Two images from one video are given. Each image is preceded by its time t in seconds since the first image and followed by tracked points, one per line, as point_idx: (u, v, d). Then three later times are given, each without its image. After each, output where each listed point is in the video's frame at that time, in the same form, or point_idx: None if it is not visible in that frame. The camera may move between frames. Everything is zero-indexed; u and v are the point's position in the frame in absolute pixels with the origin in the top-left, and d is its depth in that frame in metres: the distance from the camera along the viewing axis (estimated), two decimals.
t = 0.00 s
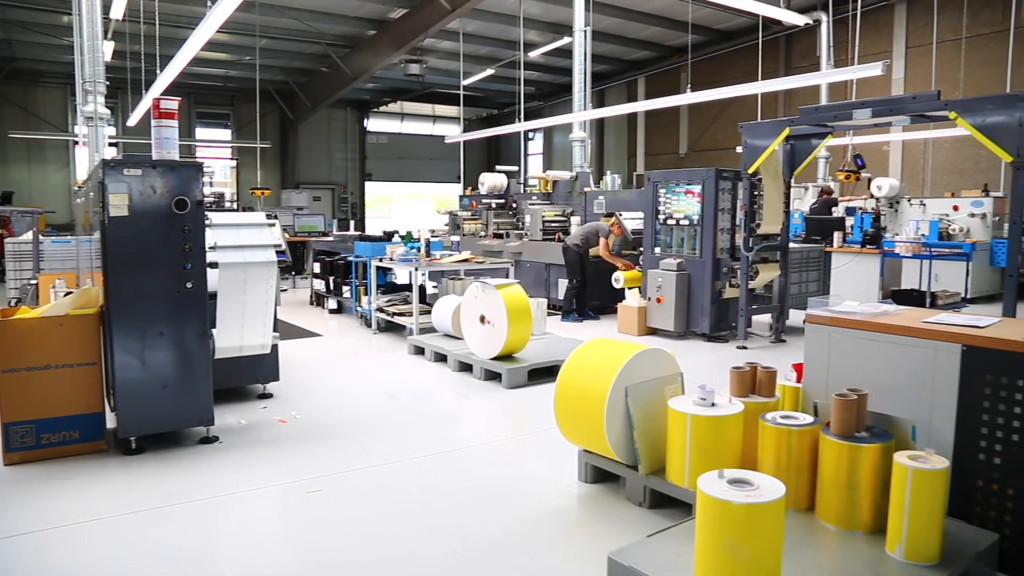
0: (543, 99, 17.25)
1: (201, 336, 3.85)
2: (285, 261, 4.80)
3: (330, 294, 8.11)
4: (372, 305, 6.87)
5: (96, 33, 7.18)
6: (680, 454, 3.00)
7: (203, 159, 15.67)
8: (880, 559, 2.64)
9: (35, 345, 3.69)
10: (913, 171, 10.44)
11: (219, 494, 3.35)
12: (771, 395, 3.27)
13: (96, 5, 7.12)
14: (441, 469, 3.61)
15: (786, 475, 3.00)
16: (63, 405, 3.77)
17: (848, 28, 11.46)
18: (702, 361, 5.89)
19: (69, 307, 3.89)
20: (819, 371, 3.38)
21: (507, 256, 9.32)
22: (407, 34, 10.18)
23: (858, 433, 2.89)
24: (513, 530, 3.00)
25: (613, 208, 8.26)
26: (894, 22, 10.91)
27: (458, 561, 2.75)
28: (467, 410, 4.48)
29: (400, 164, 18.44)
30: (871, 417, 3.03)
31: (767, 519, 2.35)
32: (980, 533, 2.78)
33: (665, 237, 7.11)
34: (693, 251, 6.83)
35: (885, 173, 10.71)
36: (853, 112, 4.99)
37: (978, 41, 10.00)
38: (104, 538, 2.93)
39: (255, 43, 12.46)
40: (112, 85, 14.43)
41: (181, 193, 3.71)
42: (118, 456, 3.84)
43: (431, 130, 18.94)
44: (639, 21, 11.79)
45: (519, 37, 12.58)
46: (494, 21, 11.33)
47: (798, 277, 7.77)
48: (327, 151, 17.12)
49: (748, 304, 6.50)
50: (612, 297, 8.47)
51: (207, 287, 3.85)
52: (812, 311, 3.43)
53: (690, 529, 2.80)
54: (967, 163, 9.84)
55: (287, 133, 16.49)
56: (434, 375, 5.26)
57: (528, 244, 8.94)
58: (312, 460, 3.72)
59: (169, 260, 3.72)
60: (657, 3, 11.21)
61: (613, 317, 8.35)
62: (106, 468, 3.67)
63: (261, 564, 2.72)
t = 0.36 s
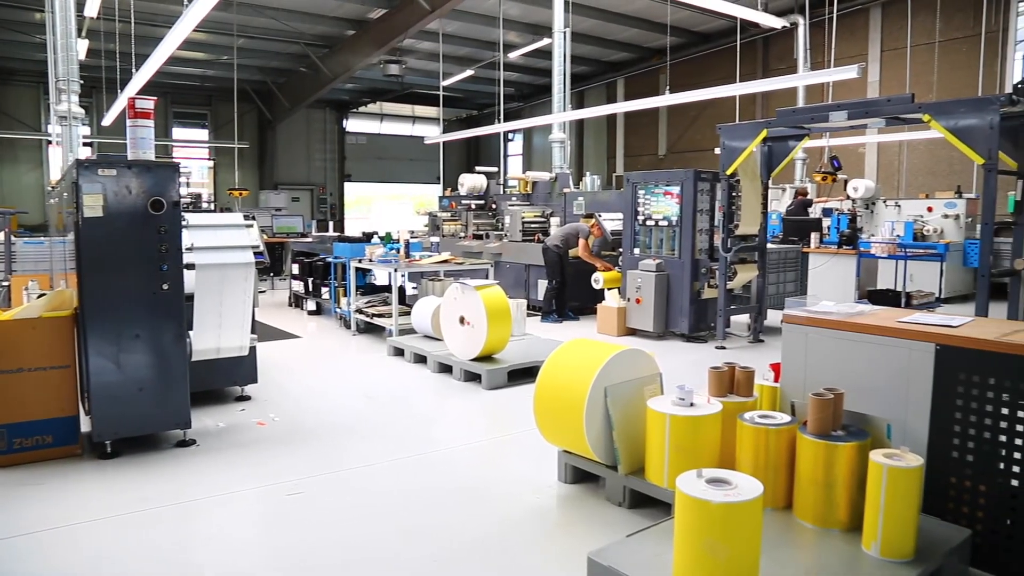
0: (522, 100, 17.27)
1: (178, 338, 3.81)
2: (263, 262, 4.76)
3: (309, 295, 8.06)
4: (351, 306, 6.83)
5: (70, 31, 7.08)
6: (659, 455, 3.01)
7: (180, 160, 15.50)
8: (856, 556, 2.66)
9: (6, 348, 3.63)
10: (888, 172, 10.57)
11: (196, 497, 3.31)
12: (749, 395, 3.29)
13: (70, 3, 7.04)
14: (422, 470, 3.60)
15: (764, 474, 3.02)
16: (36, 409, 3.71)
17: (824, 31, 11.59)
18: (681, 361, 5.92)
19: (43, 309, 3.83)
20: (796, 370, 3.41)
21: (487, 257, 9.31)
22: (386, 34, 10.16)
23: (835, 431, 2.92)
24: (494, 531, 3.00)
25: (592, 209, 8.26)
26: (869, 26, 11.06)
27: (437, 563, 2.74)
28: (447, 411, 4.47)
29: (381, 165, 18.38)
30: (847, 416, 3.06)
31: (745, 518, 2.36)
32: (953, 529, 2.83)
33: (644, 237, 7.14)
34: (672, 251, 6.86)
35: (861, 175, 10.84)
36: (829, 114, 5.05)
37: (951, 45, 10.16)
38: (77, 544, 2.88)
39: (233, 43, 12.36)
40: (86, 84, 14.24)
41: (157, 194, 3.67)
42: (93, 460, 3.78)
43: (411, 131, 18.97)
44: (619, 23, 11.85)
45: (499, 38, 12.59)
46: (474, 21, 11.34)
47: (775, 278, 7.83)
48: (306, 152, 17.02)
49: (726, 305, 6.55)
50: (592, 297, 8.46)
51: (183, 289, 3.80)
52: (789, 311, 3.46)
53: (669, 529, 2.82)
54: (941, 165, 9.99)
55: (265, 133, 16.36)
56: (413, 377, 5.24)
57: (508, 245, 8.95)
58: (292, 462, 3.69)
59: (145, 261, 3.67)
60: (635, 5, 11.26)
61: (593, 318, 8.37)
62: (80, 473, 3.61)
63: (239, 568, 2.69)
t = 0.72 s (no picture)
0: (505, 101, 17.28)
1: (158, 340, 3.77)
2: (245, 263, 4.72)
3: (290, 297, 8.01)
4: (334, 308, 6.79)
5: (47, 30, 7.00)
6: (641, 455, 3.02)
7: (160, 160, 15.36)
8: (836, 554, 2.68)
9: None
10: (868, 174, 10.68)
11: (177, 500, 3.28)
12: (730, 395, 3.31)
13: (47, 2, 6.97)
14: (404, 472, 3.59)
15: (745, 473, 3.03)
16: (12, 412, 3.65)
17: (804, 34, 11.70)
18: (663, 362, 5.94)
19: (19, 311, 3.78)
20: (776, 370, 3.43)
21: (469, 258, 9.30)
22: (368, 34, 10.13)
23: (815, 430, 2.94)
24: (478, 532, 2.99)
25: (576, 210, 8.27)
26: (848, 28, 11.18)
27: (420, 564, 2.73)
28: (430, 412, 4.46)
29: (364, 166, 18.33)
30: (827, 415, 3.09)
31: (726, 517, 2.37)
32: (931, 526, 2.86)
33: (626, 238, 7.16)
34: (654, 252, 6.89)
35: (842, 176, 10.94)
36: (810, 116, 5.09)
37: (929, 48, 10.30)
38: (55, 549, 2.84)
39: (213, 42, 12.27)
40: (64, 83, 14.08)
41: (136, 195, 3.63)
42: (71, 464, 3.73)
43: (394, 131, 18.95)
44: (601, 25, 11.89)
45: (482, 39, 12.59)
46: (455, 22, 11.35)
47: (757, 278, 7.87)
48: (287, 152, 16.94)
49: (709, 305, 6.58)
50: (574, 299, 8.47)
51: (163, 290, 3.77)
52: (770, 310, 3.49)
53: (651, 529, 2.82)
54: (919, 166, 10.12)
55: (246, 133, 16.25)
56: (395, 378, 5.23)
57: (491, 246, 8.96)
58: (273, 464, 3.67)
59: (123, 262, 3.63)
60: (617, 7, 11.29)
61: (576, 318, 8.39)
62: (57, 476, 3.56)
63: (219, 571, 2.67)
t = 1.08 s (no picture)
0: (488, 102, 17.28)
1: (138, 342, 3.74)
2: (226, 264, 4.69)
3: (272, 298, 7.95)
4: (316, 309, 6.75)
5: (23, 27, 6.94)
6: (624, 455, 3.03)
7: (140, 160, 15.18)
8: (817, 552, 2.70)
9: None
10: (847, 174, 10.78)
11: (158, 504, 3.25)
12: (712, 394, 3.32)
13: None
14: (387, 473, 3.57)
15: (726, 473, 3.04)
16: None
17: (785, 36, 11.79)
18: (645, 362, 5.96)
19: None
20: (757, 370, 3.45)
21: (452, 259, 9.28)
22: (350, 35, 10.10)
23: (796, 430, 2.96)
24: (461, 533, 2.99)
25: (559, 211, 8.27)
26: (828, 31, 11.29)
27: (404, 566, 2.71)
28: (413, 413, 4.45)
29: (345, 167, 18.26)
30: (808, 414, 3.11)
31: (708, 516, 2.38)
32: (910, 523, 2.89)
33: (609, 239, 7.18)
34: (636, 252, 6.91)
35: (822, 177, 11.03)
36: (791, 117, 5.13)
37: (907, 51, 10.43)
38: (33, 553, 2.80)
39: (194, 42, 12.17)
40: (41, 82, 13.90)
41: (115, 196, 3.59)
42: (48, 468, 3.68)
43: (376, 132, 18.92)
44: (585, 26, 11.92)
45: (465, 39, 12.59)
46: (436, 23, 11.34)
47: (738, 278, 7.92)
48: (269, 153, 16.82)
49: (691, 306, 6.61)
50: (557, 300, 8.47)
51: (143, 292, 3.73)
52: (751, 310, 3.51)
53: (634, 529, 2.83)
54: (898, 168, 10.23)
55: (227, 133, 16.12)
56: (378, 379, 5.21)
57: (473, 247, 8.96)
58: (254, 467, 3.63)
59: (103, 264, 3.59)
60: (599, 8, 11.32)
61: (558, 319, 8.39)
62: (34, 481, 3.51)
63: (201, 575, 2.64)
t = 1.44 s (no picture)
0: (467, 103, 17.27)
1: (112, 345, 3.69)
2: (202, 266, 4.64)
3: (250, 300, 7.88)
4: (293, 310, 6.70)
5: None
6: (603, 456, 3.04)
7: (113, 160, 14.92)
8: (793, 549, 2.72)
9: None
10: (824, 176, 10.90)
11: (132, 509, 3.20)
12: (690, 394, 3.34)
13: None
14: (365, 475, 3.55)
15: (704, 472, 3.06)
16: None
17: (762, 38, 11.89)
18: (623, 362, 5.98)
19: None
20: (735, 371, 3.48)
21: (431, 260, 9.26)
22: (328, 34, 10.06)
23: (772, 429, 2.98)
24: (440, 535, 2.97)
25: (538, 211, 8.27)
26: (805, 34, 11.41)
27: (382, 569, 2.70)
28: (392, 415, 4.43)
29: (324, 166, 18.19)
30: (785, 414, 3.14)
31: (685, 515, 2.39)
32: (884, 520, 2.92)
33: (588, 240, 7.19)
34: (615, 253, 6.93)
35: (798, 178, 11.14)
36: (767, 119, 5.18)
37: (882, 54, 10.58)
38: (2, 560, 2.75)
39: (170, 40, 12.04)
40: (12, 80, 13.68)
41: (88, 196, 3.54)
42: (18, 473, 3.62)
43: (354, 133, 18.77)
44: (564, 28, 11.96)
45: (443, 40, 12.59)
46: (414, 23, 11.32)
47: (716, 279, 7.97)
48: (246, 153, 16.75)
49: (669, 306, 6.65)
50: (536, 300, 8.48)
51: (117, 294, 3.68)
52: (728, 311, 3.53)
53: (612, 528, 2.84)
54: (873, 169, 10.37)
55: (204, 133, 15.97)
56: (356, 381, 5.18)
57: (452, 247, 8.94)
58: (231, 470, 3.60)
59: (76, 265, 3.54)
60: (578, 10, 11.35)
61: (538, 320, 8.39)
62: (4, 486, 3.45)
63: None
